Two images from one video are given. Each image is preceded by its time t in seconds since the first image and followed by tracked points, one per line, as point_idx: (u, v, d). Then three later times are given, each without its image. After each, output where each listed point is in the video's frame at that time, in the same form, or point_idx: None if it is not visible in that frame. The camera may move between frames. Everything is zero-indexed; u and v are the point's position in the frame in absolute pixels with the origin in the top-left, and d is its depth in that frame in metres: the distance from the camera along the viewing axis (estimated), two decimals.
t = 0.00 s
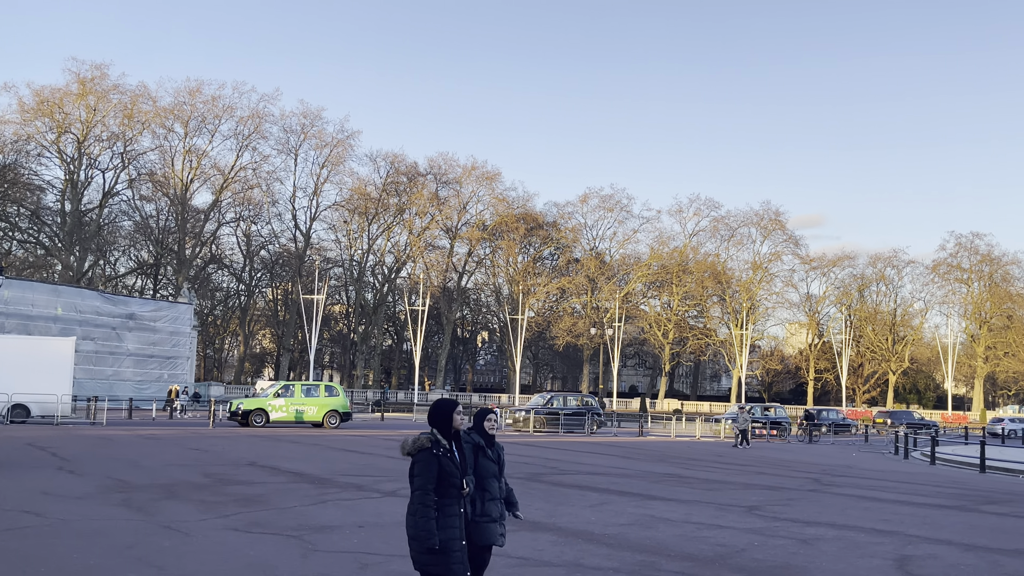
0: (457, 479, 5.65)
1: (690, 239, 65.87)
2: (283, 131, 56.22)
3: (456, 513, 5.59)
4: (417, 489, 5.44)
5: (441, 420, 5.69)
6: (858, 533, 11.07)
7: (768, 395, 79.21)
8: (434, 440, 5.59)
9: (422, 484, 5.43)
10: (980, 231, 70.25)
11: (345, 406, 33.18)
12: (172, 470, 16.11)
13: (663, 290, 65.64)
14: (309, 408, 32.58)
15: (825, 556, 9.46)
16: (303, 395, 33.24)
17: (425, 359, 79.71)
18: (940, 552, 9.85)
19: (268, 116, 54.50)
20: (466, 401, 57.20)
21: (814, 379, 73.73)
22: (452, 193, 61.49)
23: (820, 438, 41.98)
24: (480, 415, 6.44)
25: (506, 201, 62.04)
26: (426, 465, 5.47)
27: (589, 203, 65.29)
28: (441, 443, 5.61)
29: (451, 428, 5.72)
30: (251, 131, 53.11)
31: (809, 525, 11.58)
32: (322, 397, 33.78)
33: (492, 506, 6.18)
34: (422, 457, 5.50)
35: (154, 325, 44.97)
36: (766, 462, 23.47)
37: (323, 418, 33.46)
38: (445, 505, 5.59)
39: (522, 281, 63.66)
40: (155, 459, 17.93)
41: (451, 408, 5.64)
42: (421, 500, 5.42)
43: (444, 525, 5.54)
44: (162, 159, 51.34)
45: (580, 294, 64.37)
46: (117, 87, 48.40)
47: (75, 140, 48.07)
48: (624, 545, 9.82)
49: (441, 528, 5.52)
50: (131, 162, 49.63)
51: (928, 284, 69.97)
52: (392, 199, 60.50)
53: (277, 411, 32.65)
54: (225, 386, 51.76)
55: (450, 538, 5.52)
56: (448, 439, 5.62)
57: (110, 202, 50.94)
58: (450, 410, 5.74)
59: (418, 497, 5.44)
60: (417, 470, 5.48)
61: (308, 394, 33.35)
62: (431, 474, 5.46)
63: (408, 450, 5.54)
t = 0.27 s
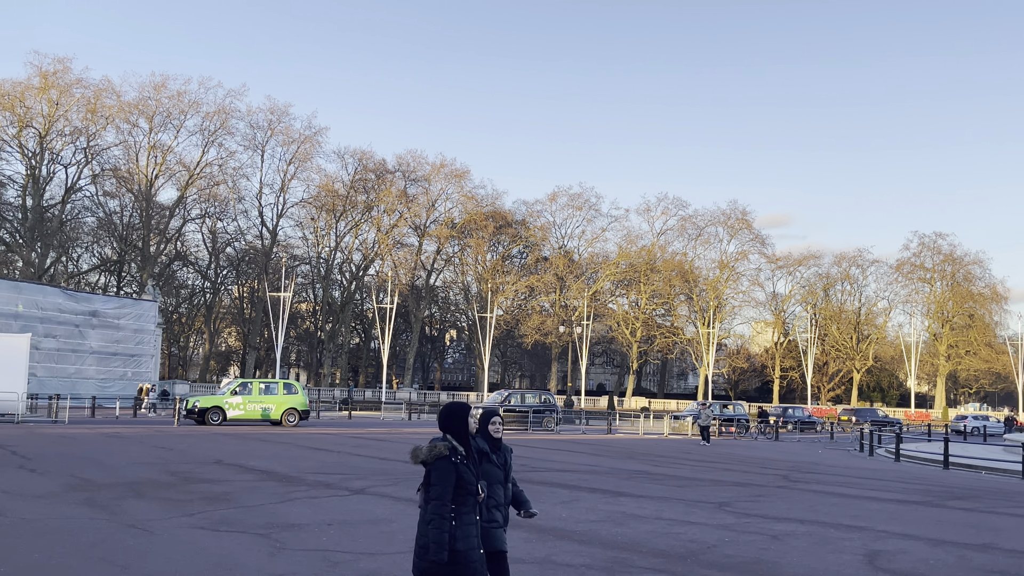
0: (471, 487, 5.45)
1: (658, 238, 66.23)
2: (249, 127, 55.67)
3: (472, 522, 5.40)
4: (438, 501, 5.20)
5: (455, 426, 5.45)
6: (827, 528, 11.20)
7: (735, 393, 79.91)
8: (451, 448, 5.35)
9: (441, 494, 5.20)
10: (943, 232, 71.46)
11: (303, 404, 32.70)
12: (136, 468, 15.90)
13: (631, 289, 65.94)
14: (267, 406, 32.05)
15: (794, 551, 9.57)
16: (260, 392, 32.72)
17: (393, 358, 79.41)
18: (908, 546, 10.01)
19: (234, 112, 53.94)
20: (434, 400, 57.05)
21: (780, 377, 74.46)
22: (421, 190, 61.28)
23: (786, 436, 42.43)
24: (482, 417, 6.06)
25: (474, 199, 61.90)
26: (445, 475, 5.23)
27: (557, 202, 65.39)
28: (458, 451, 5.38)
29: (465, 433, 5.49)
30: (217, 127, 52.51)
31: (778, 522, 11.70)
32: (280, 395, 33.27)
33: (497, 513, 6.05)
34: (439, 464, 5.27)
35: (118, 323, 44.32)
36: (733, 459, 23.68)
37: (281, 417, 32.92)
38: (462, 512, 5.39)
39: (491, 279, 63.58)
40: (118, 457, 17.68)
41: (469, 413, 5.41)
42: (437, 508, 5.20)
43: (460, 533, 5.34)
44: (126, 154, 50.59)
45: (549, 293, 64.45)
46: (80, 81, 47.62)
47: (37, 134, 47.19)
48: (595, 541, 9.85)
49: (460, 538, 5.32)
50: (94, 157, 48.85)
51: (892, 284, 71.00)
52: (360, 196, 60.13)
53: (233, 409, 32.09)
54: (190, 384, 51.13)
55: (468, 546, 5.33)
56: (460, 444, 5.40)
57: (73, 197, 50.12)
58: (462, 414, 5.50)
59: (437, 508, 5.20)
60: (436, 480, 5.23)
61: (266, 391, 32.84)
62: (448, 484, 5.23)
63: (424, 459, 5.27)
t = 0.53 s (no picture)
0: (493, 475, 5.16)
1: (632, 236, 66.51)
2: (220, 122, 55.23)
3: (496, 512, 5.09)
4: (467, 490, 4.87)
5: (471, 416, 5.14)
6: (803, 525, 11.30)
7: (707, 391, 80.47)
8: (471, 438, 5.03)
9: (474, 484, 4.86)
10: (913, 231, 72.35)
11: (268, 401, 32.31)
12: (105, 467, 15.70)
13: (605, 287, 66.16)
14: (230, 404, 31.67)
15: (772, 548, 9.64)
16: (223, 389, 32.29)
17: (366, 356, 79.15)
18: (884, 543, 10.11)
19: (205, 107, 53.42)
20: (408, 398, 56.92)
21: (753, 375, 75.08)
22: (395, 187, 61.09)
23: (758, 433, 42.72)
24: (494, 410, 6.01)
25: (449, 196, 61.77)
26: (471, 465, 4.90)
27: (531, 199, 65.43)
28: (478, 440, 5.06)
29: (478, 420, 5.18)
30: (188, 122, 52.00)
31: (755, 518, 11.79)
32: (244, 393, 32.84)
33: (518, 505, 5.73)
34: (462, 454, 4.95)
35: (87, 320, 43.76)
36: (706, 456, 23.87)
37: (243, 415, 32.49)
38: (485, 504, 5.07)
39: (465, 276, 63.54)
40: (87, 455, 17.47)
41: (486, 400, 5.11)
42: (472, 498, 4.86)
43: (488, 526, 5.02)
44: (95, 149, 49.94)
45: (523, 291, 64.57)
46: (47, 75, 46.96)
47: (4, 129, 46.47)
48: (573, 539, 9.86)
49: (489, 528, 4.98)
50: (62, 152, 48.18)
51: (863, 283, 71.79)
52: (333, 192, 59.82)
53: (194, 407, 31.62)
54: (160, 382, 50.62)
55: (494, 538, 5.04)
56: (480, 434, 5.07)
57: (41, 193, 49.41)
58: (478, 403, 5.19)
59: (467, 500, 4.87)
60: (462, 470, 4.90)
61: (229, 388, 32.41)
62: (478, 473, 4.90)
63: (444, 449, 4.94)
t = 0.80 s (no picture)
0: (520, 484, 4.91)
1: (609, 234, 66.70)
2: (195, 117, 54.69)
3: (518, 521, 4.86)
4: (491, 499, 4.62)
5: (497, 422, 4.90)
6: (782, 522, 11.37)
7: (683, 388, 80.92)
8: (497, 445, 4.79)
9: (498, 494, 4.61)
10: (887, 230, 73.11)
11: (235, 399, 32.01)
12: (78, 465, 15.51)
13: (582, 284, 66.27)
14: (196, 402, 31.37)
15: (752, 545, 9.69)
16: (189, 386, 31.96)
17: (342, 353, 78.87)
18: (863, 540, 10.20)
19: (180, 102, 52.91)
20: (385, 395, 56.68)
21: (728, 373, 75.60)
22: (371, 184, 60.83)
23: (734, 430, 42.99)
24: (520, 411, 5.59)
25: (425, 193, 61.60)
26: (495, 473, 4.65)
27: (509, 196, 65.44)
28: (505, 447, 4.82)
29: (505, 426, 4.93)
30: (162, 117, 51.46)
31: (734, 515, 11.85)
32: (211, 389, 32.52)
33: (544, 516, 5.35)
34: (486, 462, 4.70)
35: (59, 317, 43.19)
36: (684, 453, 23.98)
37: (210, 412, 32.24)
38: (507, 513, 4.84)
39: (442, 273, 63.43)
40: (59, 453, 17.24)
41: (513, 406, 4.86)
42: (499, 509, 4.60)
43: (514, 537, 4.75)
44: (67, 144, 49.31)
45: (500, 288, 64.52)
46: (19, 68, 46.29)
47: None
48: (553, 537, 9.87)
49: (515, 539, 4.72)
50: (34, 147, 47.52)
51: (837, 281, 72.47)
52: (309, 188, 59.47)
53: (160, 404, 31.34)
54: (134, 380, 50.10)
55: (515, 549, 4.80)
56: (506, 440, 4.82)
57: (12, 188, 48.72)
58: (505, 408, 4.95)
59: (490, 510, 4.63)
60: (486, 479, 4.66)
61: (195, 385, 32.08)
62: (503, 481, 4.65)
63: (470, 455, 4.72)
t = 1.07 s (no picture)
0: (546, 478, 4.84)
1: (585, 230, 66.85)
2: (169, 111, 54.18)
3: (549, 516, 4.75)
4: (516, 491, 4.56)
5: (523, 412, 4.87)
6: (761, 518, 11.46)
7: (658, 383, 81.32)
8: (521, 434, 4.75)
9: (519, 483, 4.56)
10: (861, 228, 73.78)
11: (201, 394, 31.63)
12: (48, 462, 15.31)
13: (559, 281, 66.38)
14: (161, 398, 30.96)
15: (732, 541, 9.77)
16: (154, 381, 31.55)
17: (318, 349, 78.52)
18: (841, 536, 10.30)
19: (154, 96, 52.38)
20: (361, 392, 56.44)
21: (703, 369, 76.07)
22: (347, 179, 60.55)
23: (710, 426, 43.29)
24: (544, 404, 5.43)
25: (402, 188, 61.40)
26: (518, 462, 4.61)
27: (485, 192, 65.39)
28: (529, 437, 4.77)
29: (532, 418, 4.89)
30: (136, 111, 50.92)
31: (713, 511, 11.92)
32: (177, 384, 32.11)
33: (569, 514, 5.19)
34: (512, 452, 4.66)
35: (29, 312, 42.62)
36: (660, 449, 24.10)
37: (176, 407, 31.87)
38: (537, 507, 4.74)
39: (418, 270, 63.29)
40: (30, 450, 17.01)
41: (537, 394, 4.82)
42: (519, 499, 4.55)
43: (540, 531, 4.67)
44: (39, 137, 48.68)
45: (476, 284, 64.50)
46: None
47: None
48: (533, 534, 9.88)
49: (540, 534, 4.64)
50: (4, 141, 46.85)
51: (812, 278, 73.07)
52: (284, 183, 59.11)
53: (124, 400, 30.93)
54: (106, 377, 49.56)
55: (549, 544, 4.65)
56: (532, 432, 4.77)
57: None
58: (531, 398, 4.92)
59: (515, 503, 4.56)
60: (506, 469, 4.61)
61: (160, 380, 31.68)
62: (525, 472, 4.60)
63: (494, 446, 4.67)
